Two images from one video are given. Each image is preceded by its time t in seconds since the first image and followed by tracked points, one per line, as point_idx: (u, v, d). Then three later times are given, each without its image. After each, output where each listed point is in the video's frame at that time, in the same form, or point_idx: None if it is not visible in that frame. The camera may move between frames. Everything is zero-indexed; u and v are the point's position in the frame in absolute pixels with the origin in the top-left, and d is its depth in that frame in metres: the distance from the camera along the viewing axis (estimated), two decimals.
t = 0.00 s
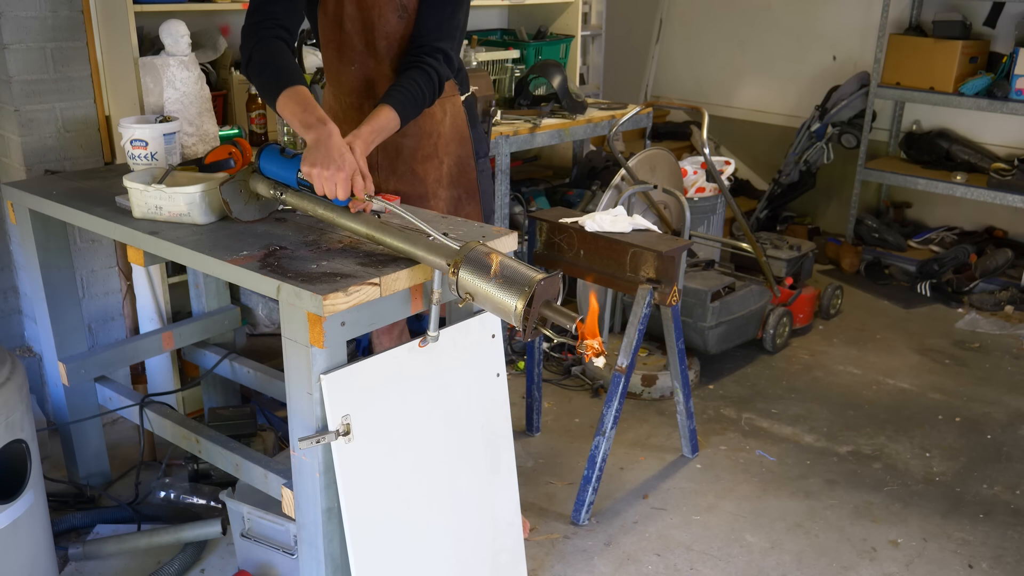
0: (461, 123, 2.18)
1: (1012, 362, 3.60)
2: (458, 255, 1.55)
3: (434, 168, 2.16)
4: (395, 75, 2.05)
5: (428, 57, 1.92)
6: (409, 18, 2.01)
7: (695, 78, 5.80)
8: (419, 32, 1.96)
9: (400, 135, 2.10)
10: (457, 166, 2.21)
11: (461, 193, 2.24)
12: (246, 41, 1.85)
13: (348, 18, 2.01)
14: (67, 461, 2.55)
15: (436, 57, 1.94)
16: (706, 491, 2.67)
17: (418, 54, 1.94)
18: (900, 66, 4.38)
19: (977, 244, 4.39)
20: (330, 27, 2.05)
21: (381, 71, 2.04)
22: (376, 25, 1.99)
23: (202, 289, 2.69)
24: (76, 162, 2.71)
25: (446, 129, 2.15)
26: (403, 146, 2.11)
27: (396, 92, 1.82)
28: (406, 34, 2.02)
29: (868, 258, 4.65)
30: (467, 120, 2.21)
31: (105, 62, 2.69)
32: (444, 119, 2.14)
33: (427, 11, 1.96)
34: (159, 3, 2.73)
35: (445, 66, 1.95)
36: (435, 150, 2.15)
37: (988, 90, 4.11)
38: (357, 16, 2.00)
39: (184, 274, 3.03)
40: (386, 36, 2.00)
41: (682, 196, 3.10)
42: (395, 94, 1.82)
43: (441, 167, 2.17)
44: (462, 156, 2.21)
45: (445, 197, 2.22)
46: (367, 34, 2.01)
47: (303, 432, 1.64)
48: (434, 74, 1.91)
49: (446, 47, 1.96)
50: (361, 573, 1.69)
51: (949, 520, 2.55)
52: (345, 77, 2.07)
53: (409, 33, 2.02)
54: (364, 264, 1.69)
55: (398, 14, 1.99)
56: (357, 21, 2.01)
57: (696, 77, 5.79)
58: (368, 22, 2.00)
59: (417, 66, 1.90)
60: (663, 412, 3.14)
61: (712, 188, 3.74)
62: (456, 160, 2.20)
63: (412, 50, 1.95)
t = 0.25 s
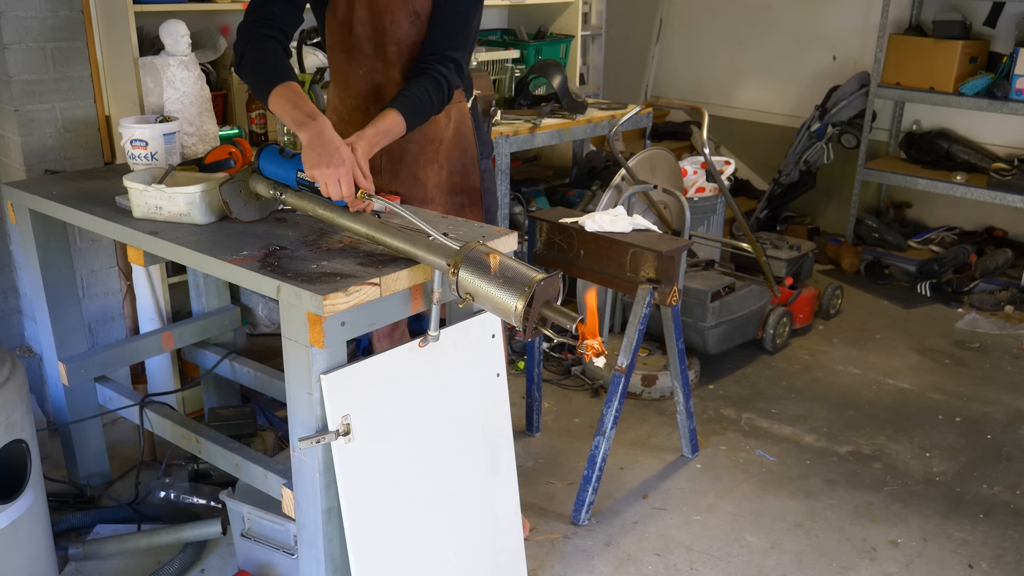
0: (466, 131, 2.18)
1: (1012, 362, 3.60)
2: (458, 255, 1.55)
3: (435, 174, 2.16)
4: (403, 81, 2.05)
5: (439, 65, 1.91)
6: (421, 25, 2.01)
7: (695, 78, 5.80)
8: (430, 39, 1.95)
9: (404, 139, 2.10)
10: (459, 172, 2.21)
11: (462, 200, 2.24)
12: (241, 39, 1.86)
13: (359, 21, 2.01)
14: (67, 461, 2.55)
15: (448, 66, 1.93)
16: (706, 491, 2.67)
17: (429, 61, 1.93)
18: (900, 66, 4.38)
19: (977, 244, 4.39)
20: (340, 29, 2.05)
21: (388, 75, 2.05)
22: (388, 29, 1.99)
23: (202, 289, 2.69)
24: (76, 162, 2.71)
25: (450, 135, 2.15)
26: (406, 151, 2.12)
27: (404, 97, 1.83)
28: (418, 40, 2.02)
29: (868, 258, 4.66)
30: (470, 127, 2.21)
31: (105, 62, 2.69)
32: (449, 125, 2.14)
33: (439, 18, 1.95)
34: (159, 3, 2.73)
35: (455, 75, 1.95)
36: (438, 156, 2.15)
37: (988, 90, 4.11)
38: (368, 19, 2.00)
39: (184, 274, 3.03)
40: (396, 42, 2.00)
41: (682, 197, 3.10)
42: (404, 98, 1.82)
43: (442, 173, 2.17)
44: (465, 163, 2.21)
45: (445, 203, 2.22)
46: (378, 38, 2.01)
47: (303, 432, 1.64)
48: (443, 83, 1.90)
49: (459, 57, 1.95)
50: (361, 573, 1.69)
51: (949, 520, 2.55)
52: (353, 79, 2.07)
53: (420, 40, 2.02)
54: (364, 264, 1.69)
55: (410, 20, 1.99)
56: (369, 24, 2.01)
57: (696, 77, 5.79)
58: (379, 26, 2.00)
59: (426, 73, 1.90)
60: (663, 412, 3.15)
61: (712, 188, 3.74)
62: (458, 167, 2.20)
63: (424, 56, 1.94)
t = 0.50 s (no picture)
0: (481, 144, 2.14)
1: (1012, 362, 3.59)
2: (457, 255, 1.55)
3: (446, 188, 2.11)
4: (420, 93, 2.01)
5: (462, 85, 1.90)
6: (443, 38, 1.96)
7: (695, 78, 5.80)
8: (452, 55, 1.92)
9: (418, 149, 2.06)
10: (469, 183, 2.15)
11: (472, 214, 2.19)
12: (241, 32, 1.84)
13: (379, 29, 1.96)
14: (67, 461, 2.55)
15: (469, 86, 1.91)
16: (706, 491, 2.67)
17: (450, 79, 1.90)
18: (900, 66, 4.38)
19: (977, 243, 4.39)
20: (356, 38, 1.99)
21: (406, 86, 2.00)
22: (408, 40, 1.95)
23: (202, 289, 2.69)
24: (76, 162, 2.71)
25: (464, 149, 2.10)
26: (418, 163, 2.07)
27: (416, 107, 1.84)
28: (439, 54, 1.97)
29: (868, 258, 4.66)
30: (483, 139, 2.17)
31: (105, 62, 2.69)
32: (462, 138, 2.08)
33: (464, 35, 1.91)
34: (159, 3, 2.73)
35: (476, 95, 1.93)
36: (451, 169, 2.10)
37: (988, 90, 4.11)
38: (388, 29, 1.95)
39: (184, 274, 3.03)
40: (416, 53, 1.96)
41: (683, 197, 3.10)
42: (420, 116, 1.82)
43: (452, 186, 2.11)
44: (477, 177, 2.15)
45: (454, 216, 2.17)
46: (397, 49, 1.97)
47: (303, 431, 1.64)
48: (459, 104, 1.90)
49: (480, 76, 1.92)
50: (361, 573, 1.69)
51: (949, 520, 2.55)
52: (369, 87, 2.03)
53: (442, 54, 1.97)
54: (364, 264, 1.69)
55: (433, 33, 1.94)
56: (389, 34, 1.96)
57: (696, 77, 5.78)
58: (400, 36, 1.95)
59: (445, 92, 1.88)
60: (663, 412, 3.15)
61: (712, 188, 3.74)
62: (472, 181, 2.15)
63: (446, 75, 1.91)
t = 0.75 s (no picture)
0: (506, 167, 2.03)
1: (1012, 362, 3.59)
2: (457, 256, 1.55)
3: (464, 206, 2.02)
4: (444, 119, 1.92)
5: (490, 117, 1.85)
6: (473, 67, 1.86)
7: (695, 78, 5.80)
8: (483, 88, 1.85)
9: (438, 170, 1.96)
10: (489, 204, 2.05)
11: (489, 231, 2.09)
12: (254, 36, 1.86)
13: (404, 51, 1.88)
14: (67, 461, 2.55)
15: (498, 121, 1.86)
16: (706, 491, 2.67)
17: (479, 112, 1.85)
18: (900, 66, 4.38)
19: (977, 243, 4.39)
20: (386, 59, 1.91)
21: (429, 109, 1.91)
22: (433, 66, 1.86)
23: (202, 289, 2.69)
24: (76, 162, 2.71)
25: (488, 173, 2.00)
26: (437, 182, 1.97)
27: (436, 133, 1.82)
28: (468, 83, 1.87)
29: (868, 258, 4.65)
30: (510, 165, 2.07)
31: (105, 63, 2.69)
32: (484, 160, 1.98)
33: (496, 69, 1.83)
34: (159, 3, 2.73)
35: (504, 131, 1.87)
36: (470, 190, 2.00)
37: (989, 90, 4.11)
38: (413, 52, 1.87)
39: (184, 274, 3.03)
40: (441, 79, 1.87)
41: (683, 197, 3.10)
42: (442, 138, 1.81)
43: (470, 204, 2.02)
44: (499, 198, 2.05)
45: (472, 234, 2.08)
46: (422, 73, 1.88)
47: (303, 431, 1.64)
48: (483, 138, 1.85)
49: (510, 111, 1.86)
50: (361, 573, 1.69)
51: (949, 520, 2.55)
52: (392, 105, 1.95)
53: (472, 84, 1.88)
54: (364, 264, 1.69)
55: (462, 61, 1.85)
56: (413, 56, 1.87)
57: (696, 77, 5.78)
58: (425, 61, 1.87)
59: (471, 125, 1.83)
60: (663, 412, 3.15)
61: (712, 188, 3.74)
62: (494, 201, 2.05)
63: (477, 106, 1.86)
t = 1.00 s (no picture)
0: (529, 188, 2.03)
1: (1012, 362, 3.59)
2: (457, 256, 1.55)
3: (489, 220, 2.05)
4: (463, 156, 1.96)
5: (507, 163, 1.87)
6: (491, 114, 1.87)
7: (695, 78, 5.80)
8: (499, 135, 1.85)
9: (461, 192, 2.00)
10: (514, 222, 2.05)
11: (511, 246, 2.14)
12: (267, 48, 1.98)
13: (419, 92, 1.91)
14: (67, 461, 2.55)
15: (515, 168, 1.88)
16: (706, 491, 2.67)
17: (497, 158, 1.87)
18: (900, 66, 4.38)
19: (977, 243, 4.39)
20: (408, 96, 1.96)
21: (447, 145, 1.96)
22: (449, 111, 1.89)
23: (202, 288, 2.69)
24: (76, 162, 2.72)
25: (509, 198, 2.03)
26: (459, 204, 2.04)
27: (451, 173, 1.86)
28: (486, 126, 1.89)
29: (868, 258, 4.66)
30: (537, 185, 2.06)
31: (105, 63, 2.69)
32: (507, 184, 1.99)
33: (512, 118, 1.83)
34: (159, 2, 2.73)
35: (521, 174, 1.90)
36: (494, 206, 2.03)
37: (989, 90, 4.11)
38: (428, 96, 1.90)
39: (185, 274, 3.03)
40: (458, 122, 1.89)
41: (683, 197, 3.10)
42: (455, 175, 1.85)
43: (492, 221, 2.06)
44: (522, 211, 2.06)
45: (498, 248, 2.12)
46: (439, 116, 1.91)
47: (303, 431, 1.64)
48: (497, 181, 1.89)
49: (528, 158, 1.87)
50: (361, 573, 1.69)
51: (949, 521, 2.55)
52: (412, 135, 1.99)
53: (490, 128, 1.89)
54: (363, 264, 1.69)
55: (480, 107, 1.86)
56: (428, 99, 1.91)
57: (697, 77, 5.79)
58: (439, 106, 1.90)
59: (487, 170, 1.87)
60: (663, 412, 3.15)
61: (712, 188, 3.74)
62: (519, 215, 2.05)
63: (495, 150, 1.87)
